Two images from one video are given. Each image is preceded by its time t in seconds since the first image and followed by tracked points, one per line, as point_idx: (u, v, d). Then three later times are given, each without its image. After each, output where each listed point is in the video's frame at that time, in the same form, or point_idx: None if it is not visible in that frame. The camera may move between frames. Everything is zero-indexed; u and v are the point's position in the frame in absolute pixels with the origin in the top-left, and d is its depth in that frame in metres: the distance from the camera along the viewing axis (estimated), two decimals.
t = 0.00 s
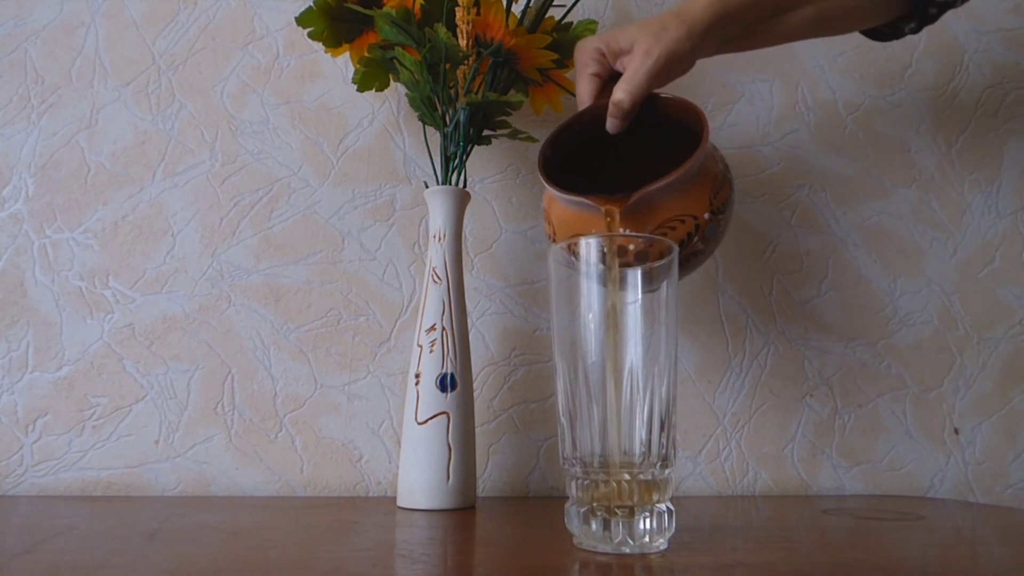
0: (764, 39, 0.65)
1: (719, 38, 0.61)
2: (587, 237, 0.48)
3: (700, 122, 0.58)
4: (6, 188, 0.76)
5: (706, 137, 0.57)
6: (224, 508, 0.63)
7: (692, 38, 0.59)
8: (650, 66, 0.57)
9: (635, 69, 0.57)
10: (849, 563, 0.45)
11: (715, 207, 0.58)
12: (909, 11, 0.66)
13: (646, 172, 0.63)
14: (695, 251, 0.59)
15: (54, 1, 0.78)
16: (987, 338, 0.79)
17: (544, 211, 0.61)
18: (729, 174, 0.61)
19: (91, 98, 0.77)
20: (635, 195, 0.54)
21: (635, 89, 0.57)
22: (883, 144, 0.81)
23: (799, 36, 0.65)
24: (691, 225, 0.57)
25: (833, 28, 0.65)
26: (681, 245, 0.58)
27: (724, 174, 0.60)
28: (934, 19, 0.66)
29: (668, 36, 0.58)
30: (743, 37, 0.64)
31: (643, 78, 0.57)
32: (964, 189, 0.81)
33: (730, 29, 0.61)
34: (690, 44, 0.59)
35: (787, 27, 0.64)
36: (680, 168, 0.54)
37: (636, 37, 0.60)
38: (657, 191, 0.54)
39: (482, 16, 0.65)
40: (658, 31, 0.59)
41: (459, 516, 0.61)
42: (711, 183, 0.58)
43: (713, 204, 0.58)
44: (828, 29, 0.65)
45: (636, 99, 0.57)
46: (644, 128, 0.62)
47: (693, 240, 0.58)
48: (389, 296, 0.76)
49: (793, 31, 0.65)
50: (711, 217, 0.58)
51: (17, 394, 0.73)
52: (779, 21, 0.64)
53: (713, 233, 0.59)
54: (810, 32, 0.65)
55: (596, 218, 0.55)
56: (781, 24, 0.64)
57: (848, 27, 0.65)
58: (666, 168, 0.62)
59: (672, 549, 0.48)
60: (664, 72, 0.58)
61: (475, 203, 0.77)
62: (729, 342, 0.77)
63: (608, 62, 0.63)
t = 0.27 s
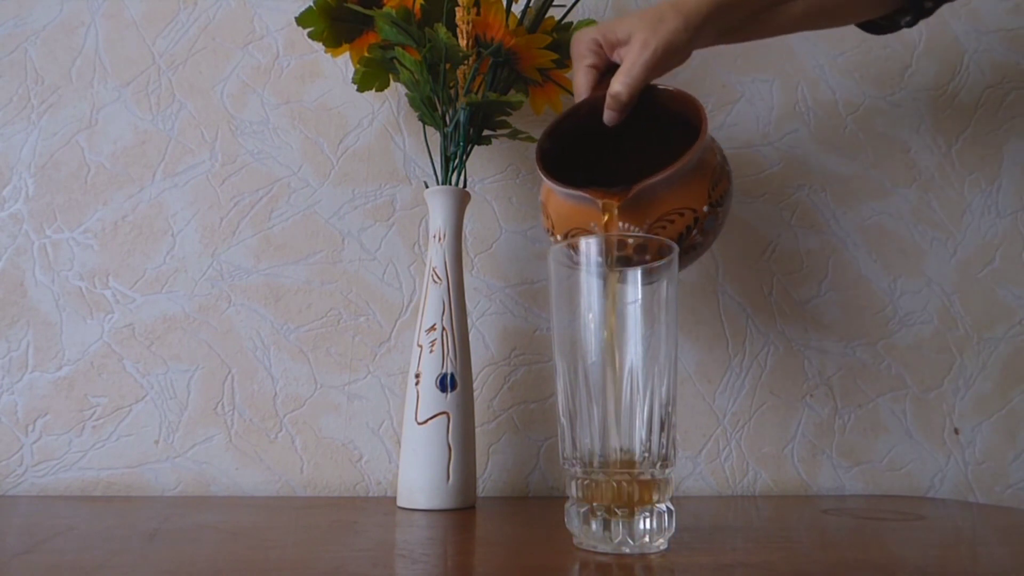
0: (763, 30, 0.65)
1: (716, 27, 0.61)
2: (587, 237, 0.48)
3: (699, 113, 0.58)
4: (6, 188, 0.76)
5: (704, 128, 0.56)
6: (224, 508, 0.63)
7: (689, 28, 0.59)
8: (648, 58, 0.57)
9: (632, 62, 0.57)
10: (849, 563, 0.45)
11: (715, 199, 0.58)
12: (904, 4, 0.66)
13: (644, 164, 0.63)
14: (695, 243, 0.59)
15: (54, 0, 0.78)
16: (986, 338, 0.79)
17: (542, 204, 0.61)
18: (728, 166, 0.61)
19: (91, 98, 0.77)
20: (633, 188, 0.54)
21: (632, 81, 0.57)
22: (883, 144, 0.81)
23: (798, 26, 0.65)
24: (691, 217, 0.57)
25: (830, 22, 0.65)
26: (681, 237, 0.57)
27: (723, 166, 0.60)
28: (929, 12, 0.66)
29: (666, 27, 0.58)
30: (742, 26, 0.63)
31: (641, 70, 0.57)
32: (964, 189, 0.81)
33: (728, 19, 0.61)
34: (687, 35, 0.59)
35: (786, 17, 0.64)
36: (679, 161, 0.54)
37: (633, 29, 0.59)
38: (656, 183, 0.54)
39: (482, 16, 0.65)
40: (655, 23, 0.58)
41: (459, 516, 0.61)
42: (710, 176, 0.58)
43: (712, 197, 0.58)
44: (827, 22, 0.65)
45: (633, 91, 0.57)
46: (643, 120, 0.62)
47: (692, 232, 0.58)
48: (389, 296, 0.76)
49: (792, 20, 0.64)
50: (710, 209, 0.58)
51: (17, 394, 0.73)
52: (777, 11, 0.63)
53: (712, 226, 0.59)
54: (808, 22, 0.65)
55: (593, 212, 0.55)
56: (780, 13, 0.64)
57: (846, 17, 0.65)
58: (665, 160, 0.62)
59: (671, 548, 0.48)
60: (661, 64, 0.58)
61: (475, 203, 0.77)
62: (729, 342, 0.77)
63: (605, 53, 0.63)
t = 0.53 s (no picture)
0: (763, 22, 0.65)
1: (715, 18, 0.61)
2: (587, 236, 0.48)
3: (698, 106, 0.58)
4: (6, 188, 0.76)
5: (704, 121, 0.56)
6: (223, 509, 0.63)
7: (687, 20, 0.58)
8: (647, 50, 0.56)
9: (631, 53, 0.57)
10: (849, 563, 0.45)
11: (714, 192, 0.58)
12: None
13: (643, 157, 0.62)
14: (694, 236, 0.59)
15: (54, 0, 0.78)
16: (986, 338, 0.79)
17: (540, 197, 0.61)
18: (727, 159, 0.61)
19: (91, 98, 0.77)
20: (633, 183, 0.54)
21: (631, 74, 0.56)
22: (883, 144, 0.81)
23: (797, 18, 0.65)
24: (690, 210, 0.57)
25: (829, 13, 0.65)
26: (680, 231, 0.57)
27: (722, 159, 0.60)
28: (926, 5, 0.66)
29: (664, 19, 0.58)
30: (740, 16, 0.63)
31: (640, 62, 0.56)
32: (964, 190, 0.81)
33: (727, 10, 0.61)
34: (685, 26, 0.58)
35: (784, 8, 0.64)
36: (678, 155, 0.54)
37: (631, 21, 0.60)
38: (655, 178, 0.54)
39: (482, 16, 0.65)
40: (653, 14, 0.58)
41: (459, 516, 0.61)
42: (709, 170, 0.57)
43: (711, 191, 0.58)
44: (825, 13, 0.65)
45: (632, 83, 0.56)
46: (641, 112, 0.61)
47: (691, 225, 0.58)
48: (389, 296, 0.76)
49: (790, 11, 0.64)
50: (709, 202, 0.58)
51: (17, 394, 0.73)
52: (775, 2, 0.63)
53: (711, 220, 0.59)
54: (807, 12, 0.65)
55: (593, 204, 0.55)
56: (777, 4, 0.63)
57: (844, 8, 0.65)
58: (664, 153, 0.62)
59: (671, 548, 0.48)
60: (661, 55, 0.57)
61: (475, 203, 0.77)
62: (729, 342, 0.77)
63: (603, 45, 0.64)
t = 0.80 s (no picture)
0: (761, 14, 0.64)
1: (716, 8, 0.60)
2: (587, 237, 0.48)
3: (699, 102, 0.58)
4: (6, 188, 0.76)
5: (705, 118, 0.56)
6: (223, 508, 0.63)
7: (688, 13, 0.58)
8: (647, 45, 0.56)
9: (630, 48, 0.56)
10: (849, 563, 0.45)
11: (714, 189, 0.58)
12: None
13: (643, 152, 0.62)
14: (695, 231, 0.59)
15: (54, 0, 0.78)
16: (986, 338, 0.79)
17: (540, 193, 0.61)
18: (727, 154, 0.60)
19: (91, 98, 0.77)
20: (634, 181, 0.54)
21: (631, 68, 0.56)
22: (883, 144, 0.81)
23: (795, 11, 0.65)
24: (691, 207, 0.57)
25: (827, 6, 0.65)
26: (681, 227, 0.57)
27: (723, 155, 0.60)
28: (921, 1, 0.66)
29: (665, 11, 0.57)
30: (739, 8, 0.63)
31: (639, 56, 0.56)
32: (964, 190, 0.81)
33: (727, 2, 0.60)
34: (687, 19, 0.58)
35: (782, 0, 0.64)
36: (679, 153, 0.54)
37: (631, 14, 0.59)
38: (655, 176, 0.54)
39: (482, 16, 0.65)
40: (654, 7, 0.57)
41: (459, 516, 0.61)
42: (711, 166, 0.57)
43: (712, 187, 0.58)
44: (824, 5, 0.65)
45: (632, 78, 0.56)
46: (641, 107, 0.61)
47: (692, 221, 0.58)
48: (389, 296, 0.76)
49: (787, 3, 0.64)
50: (710, 198, 0.58)
51: (17, 394, 0.73)
52: None
53: (712, 216, 0.59)
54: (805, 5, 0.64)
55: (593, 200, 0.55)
56: None
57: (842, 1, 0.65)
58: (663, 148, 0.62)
59: (671, 548, 0.48)
60: (661, 48, 0.57)
61: (475, 203, 0.77)
62: (729, 342, 0.77)
63: (602, 39, 0.63)
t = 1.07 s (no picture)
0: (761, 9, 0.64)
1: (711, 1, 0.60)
2: (587, 237, 0.48)
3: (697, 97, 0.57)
4: (6, 188, 0.76)
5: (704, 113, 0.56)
6: (223, 508, 0.63)
7: (684, 7, 0.57)
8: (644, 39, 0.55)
9: (627, 42, 0.56)
10: (850, 563, 0.45)
11: (713, 183, 0.58)
12: None
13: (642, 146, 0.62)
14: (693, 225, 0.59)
15: (54, 0, 0.78)
16: (986, 338, 0.79)
17: (538, 190, 0.61)
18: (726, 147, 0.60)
19: (91, 98, 0.77)
20: (632, 179, 0.54)
21: (628, 63, 0.55)
22: (883, 144, 0.81)
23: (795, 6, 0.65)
24: (689, 202, 0.57)
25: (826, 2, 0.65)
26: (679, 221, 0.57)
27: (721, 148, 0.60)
28: None
29: (661, 5, 0.57)
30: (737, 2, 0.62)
31: (637, 51, 0.55)
32: (964, 190, 0.81)
33: None
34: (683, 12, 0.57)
35: None
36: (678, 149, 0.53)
37: (627, 8, 0.58)
38: (654, 173, 0.54)
39: (482, 16, 0.65)
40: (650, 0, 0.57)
41: (459, 516, 0.61)
42: (709, 162, 0.57)
43: (711, 182, 0.58)
44: None
45: (630, 72, 0.56)
46: (639, 101, 0.61)
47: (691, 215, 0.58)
48: (389, 296, 0.76)
49: None
50: (708, 192, 0.58)
51: (17, 394, 0.73)
52: None
53: (710, 211, 0.60)
54: None
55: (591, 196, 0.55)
56: None
57: None
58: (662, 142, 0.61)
59: (671, 548, 0.48)
60: (658, 42, 0.56)
61: (475, 203, 0.77)
62: (729, 342, 0.77)
63: (598, 33, 0.64)
